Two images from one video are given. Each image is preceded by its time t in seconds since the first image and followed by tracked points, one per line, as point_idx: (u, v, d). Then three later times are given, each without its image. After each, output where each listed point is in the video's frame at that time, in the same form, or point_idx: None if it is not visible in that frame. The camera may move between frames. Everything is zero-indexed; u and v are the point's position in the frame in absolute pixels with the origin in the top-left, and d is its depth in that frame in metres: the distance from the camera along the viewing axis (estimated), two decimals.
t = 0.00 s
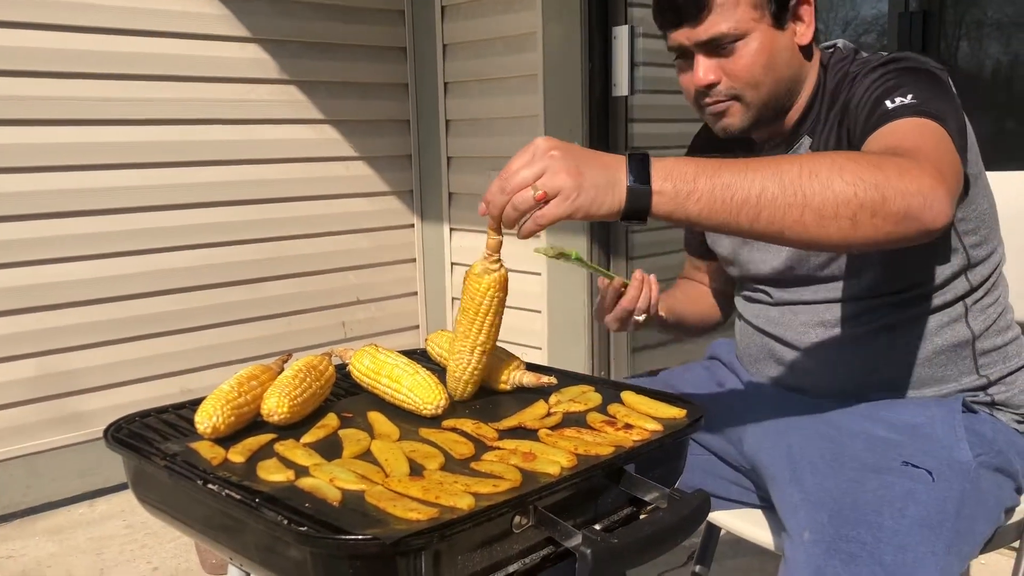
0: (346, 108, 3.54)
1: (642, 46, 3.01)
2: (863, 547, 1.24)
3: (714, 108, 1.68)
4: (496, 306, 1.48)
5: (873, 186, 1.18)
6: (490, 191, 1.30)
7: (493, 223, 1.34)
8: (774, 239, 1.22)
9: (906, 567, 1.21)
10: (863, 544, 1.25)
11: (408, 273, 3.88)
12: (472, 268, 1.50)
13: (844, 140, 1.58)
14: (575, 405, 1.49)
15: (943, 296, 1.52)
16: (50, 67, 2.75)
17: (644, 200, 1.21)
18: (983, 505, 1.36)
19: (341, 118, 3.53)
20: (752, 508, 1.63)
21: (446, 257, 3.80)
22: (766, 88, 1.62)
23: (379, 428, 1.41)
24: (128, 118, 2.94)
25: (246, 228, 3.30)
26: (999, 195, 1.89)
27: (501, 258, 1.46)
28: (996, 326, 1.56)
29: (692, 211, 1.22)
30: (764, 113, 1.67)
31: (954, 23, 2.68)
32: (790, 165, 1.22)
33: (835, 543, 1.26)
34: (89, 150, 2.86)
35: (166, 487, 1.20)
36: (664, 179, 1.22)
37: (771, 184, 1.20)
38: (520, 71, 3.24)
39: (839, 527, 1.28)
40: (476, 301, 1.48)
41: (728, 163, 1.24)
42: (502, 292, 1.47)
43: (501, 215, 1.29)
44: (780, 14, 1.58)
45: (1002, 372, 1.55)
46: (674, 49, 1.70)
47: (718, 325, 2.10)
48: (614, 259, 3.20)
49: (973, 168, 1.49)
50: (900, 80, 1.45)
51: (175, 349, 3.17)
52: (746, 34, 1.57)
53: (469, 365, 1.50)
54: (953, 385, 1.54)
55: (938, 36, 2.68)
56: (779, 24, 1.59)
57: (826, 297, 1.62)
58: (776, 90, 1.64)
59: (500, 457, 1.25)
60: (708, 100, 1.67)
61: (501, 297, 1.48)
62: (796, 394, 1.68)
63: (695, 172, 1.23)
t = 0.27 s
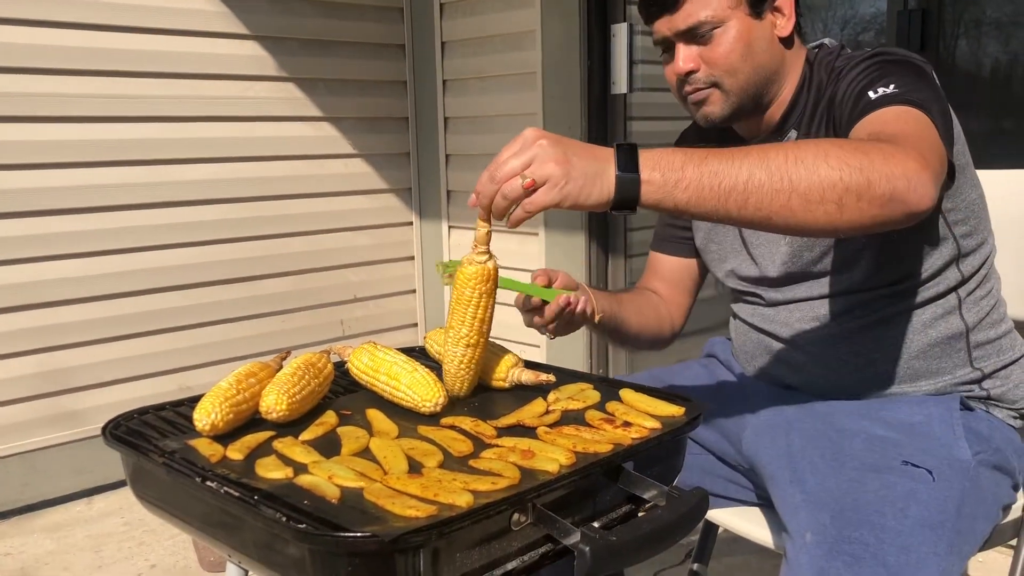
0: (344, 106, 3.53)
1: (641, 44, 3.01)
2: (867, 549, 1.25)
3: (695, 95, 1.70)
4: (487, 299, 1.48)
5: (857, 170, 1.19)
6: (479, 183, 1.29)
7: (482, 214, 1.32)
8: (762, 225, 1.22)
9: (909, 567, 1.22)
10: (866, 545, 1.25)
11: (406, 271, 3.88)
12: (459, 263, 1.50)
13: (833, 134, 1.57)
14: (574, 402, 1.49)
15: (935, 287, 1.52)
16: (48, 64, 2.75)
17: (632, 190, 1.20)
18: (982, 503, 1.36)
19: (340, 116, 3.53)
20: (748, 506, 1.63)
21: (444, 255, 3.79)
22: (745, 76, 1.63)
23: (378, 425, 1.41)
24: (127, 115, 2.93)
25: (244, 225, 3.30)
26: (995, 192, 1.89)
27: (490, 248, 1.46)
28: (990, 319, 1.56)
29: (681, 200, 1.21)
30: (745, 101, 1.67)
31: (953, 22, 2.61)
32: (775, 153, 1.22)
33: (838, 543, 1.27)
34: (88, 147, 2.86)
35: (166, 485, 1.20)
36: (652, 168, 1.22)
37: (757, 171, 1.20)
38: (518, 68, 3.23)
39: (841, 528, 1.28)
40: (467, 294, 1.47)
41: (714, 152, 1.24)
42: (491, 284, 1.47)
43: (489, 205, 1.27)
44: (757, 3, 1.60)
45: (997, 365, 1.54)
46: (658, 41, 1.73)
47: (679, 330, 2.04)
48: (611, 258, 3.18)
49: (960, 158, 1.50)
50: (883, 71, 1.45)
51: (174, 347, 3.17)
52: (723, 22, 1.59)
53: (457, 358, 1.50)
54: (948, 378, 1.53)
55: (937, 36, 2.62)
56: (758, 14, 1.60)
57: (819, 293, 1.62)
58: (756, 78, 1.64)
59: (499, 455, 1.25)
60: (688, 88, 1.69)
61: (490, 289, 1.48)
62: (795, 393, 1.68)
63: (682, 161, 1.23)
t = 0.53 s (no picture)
0: (344, 104, 3.53)
1: (641, 43, 3.01)
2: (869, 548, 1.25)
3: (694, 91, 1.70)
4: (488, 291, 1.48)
5: (856, 163, 1.18)
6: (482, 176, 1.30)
7: (483, 207, 1.33)
8: (761, 218, 1.22)
9: (910, 567, 1.22)
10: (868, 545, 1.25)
11: (406, 270, 3.88)
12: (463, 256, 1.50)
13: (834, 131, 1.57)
14: (574, 400, 1.49)
15: (938, 286, 1.52)
16: (48, 62, 2.74)
17: (632, 181, 1.21)
18: (983, 502, 1.36)
19: (339, 115, 3.52)
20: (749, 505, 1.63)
21: (444, 254, 3.79)
22: (744, 71, 1.63)
23: (378, 424, 1.41)
24: (126, 113, 2.93)
25: (243, 224, 3.29)
26: (996, 192, 1.89)
27: (494, 240, 1.46)
28: (992, 319, 1.56)
29: (681, 192, 1.22)
30: (745, 96, 1.67)
31: (953, 20, 2.61)
32: (775, 147, 1.22)
33: (839, 542, 1.27)
34: (87, 146, 2.86)
35: (166, 483, 1.20)
36: (652, 161, 1.22)
37: (756, 164, 1.20)
38: (518, 67, 3.23)
39: (842, 527, 1.29)
40: (470, 287, 1.48)
41: (714, 146, 1.25)
42: (494, 277, 1.47)
43: (493, 197, 1.28)
44: None
45: (999, 365, 1.54)
46: (658, 39, 1.74)
47: (683, 325, 2.05)
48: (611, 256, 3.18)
49: (962, 156, 1.50)
50: (886, 68, 1.45)
51: (173, 345, 3.16)
52: (722, 17, 1.60)
53: (457, 352, 1.50)
54: (950, 378, 1.53)
55: (937, 35, 2.61)
56: (757, 9, 1.61)
57: (820, 292, 1.62)
58: (756, 73, 1.64)
59: (498, 454, 1.25)
60: (688, 84, 1.69)
61: (493, 282, 1.48)
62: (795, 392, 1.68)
63: (682, 154, 1.24)
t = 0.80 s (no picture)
0: (343, 104, 3.53)
1: (640, 43, 3.02)
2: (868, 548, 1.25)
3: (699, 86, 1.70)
4: (483, 287, 1.47)
5: (860, 166, 1.18)
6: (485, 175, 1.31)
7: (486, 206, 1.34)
8: (763, 219, 1.23)
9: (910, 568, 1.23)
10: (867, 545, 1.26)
11: (406, 269, 3.88)
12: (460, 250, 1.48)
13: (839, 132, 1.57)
14: (573, 400, 1.49)
15: (940, 288, 1.53)
16: (47, 62, 2.74)
17: (635, 178, 1.22)
18: (982, 502, 1.36)
19: (339, 115, 3.52)
20: (748, 505, 1.63)
21: (444, 254, 3.79)
22: (750, 66, 1.63)
23: (378, 424, 1.41)
24: (126, 113, 2.93)
25: (243, 224, 3.29)
26: (996, 192, 1.89)
27: (493, 238, 1.44)
28: (994, 320, 1.56)
29: (683, 192, 1.23)
30: (750, 92, 1.67)
31: (952, 19, 2.61)
32: (779, 148, 1.23)
33: (839, 542, 1.27)
34: (86, 146, 2.86)
35: (165, 482, 1.20)
36: (656, 161, 1.23)
37: (759, 165, 1.21)
38: (518, 67, 3.23)
39: (842, 527, 1.29)
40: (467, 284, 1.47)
41: (719, 146, 1.25)
42: (487, 273, 1.46)
43: (494, 194, 1.29)
44: None
45: (1000, 366, 1.54)
46: (665, 33, 1.74)
47: (677, 318, 2.04)
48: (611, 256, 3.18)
49: (967, 159, 1.49)
50: (893, 70, 1.44)
51: (173, 345, 3.16)
52: (730, 11, 1.59)
53: (453, 348, 1.51)
54: (950, 379, 1.53)
55: (937, 34, 2.63)
56: (764, 4, 1.60)
57: (821, 292, 1.62)
58: (762, 69, 1.65)
59: (498, 453, 1.25)
60: (693, 77, 1.69)
61: (490, 279, 1.47)
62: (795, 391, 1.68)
63: (687, 154, 1.24)
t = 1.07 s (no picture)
0: (344, 105, 3.53)
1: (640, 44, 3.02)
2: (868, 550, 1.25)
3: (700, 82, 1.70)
4: (484, 288, 1.48)
5: (863, 165, 1.18)
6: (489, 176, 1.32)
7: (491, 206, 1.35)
8: (765, 219, 1.22)
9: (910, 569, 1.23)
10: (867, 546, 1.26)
11: (405, 270, 3.88)
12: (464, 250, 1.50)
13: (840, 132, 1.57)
14: (573, 401, 1.49)
15: (940, 289, 1.53)
16: (47, 63, 2.74)
17: (636, 177, 1.22)
18: (982, 503, 1.36)
19: (339, 116, 3.53)
20: (748, 506, 1.63)
21: (444, 255, 3.79)
22: (752, 64, 1.64)
23: (378, 425, 1.41)
24: (126, 114, 2.93)
25: (243, 225, 3.29)
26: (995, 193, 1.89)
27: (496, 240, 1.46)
28: (994, 321, 1.56)
29: (686, 191, 1.22)
30: (751, 90, 1.67)
31: (952, 20, 2.60)
32: (782, 147, 1.23)
33: (840, 543, 1.28)
34: (86, 147, 2.86)
35: (165, 483, 1.20)
36: (658, 159, 1.23)
37: (763, 164, 1.21)
38: (518, 68, 3.23)
39: (842, 528, 1.29)
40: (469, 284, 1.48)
41: (722, 146, 1.25)
42: (489, 274, 1.47)
43: (498, 196, 1.30)
44: None
45: (1000, 367, 1.54)
46: (669, 29, 1.74)
47: (668, 315, 2.05)
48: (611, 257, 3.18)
49: (968, 160, 1.50)
50: (895, 71, 1.45)
51: (172, 346, 3.16)
52: (733, 8, 1.60)
53: (452, 349, 1.51)
54: (950, 380, 1.53)
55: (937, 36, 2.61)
56: (769, 3, 1.61)
57: (822, 293, 1.62)
58: (764, 68, 1.65)
59: (498, 454, 1.25)
60: (694, 73, 1.69)
61: (492, 280, 1.49)
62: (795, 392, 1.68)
63: (689, 154, 1.24)
